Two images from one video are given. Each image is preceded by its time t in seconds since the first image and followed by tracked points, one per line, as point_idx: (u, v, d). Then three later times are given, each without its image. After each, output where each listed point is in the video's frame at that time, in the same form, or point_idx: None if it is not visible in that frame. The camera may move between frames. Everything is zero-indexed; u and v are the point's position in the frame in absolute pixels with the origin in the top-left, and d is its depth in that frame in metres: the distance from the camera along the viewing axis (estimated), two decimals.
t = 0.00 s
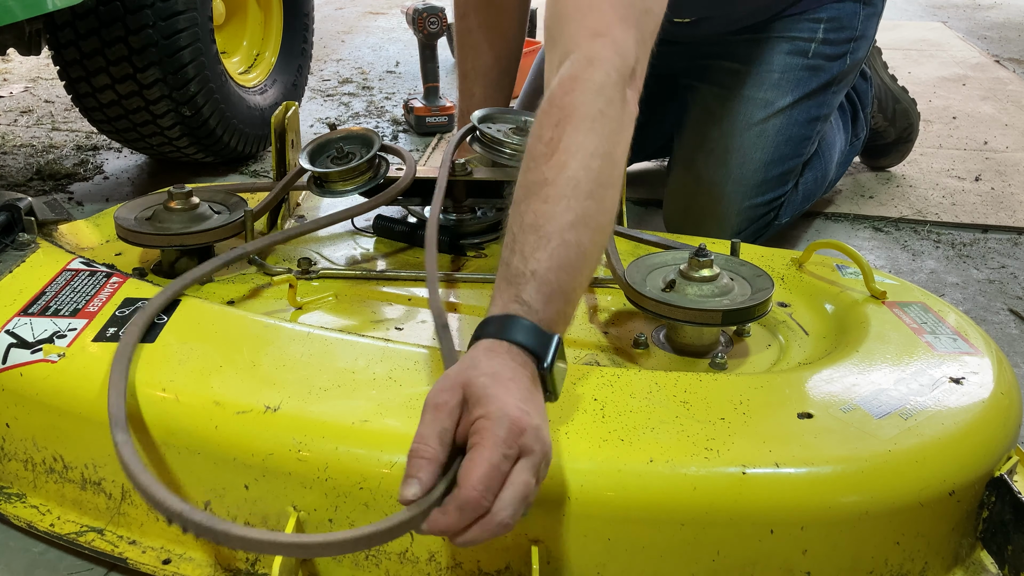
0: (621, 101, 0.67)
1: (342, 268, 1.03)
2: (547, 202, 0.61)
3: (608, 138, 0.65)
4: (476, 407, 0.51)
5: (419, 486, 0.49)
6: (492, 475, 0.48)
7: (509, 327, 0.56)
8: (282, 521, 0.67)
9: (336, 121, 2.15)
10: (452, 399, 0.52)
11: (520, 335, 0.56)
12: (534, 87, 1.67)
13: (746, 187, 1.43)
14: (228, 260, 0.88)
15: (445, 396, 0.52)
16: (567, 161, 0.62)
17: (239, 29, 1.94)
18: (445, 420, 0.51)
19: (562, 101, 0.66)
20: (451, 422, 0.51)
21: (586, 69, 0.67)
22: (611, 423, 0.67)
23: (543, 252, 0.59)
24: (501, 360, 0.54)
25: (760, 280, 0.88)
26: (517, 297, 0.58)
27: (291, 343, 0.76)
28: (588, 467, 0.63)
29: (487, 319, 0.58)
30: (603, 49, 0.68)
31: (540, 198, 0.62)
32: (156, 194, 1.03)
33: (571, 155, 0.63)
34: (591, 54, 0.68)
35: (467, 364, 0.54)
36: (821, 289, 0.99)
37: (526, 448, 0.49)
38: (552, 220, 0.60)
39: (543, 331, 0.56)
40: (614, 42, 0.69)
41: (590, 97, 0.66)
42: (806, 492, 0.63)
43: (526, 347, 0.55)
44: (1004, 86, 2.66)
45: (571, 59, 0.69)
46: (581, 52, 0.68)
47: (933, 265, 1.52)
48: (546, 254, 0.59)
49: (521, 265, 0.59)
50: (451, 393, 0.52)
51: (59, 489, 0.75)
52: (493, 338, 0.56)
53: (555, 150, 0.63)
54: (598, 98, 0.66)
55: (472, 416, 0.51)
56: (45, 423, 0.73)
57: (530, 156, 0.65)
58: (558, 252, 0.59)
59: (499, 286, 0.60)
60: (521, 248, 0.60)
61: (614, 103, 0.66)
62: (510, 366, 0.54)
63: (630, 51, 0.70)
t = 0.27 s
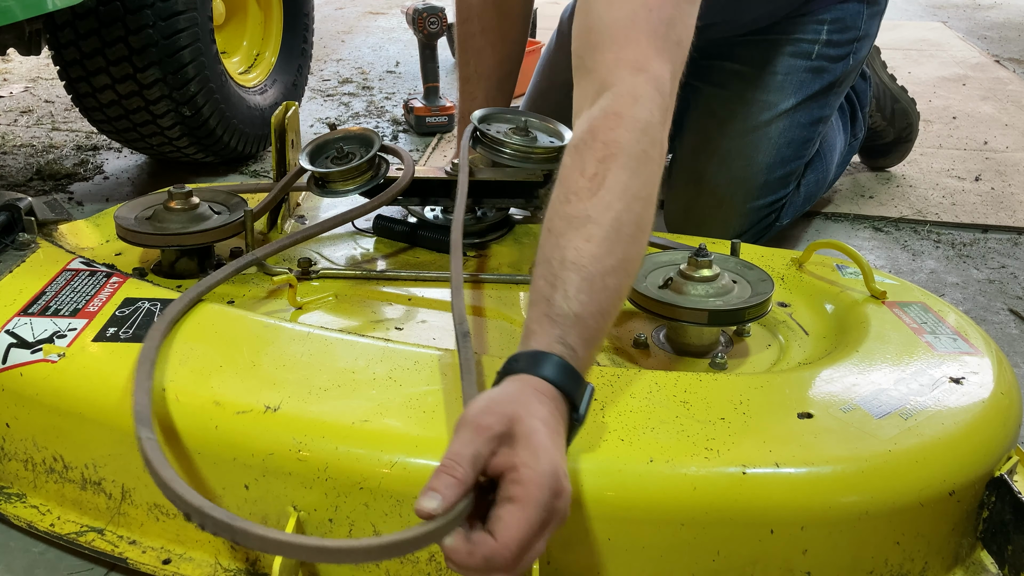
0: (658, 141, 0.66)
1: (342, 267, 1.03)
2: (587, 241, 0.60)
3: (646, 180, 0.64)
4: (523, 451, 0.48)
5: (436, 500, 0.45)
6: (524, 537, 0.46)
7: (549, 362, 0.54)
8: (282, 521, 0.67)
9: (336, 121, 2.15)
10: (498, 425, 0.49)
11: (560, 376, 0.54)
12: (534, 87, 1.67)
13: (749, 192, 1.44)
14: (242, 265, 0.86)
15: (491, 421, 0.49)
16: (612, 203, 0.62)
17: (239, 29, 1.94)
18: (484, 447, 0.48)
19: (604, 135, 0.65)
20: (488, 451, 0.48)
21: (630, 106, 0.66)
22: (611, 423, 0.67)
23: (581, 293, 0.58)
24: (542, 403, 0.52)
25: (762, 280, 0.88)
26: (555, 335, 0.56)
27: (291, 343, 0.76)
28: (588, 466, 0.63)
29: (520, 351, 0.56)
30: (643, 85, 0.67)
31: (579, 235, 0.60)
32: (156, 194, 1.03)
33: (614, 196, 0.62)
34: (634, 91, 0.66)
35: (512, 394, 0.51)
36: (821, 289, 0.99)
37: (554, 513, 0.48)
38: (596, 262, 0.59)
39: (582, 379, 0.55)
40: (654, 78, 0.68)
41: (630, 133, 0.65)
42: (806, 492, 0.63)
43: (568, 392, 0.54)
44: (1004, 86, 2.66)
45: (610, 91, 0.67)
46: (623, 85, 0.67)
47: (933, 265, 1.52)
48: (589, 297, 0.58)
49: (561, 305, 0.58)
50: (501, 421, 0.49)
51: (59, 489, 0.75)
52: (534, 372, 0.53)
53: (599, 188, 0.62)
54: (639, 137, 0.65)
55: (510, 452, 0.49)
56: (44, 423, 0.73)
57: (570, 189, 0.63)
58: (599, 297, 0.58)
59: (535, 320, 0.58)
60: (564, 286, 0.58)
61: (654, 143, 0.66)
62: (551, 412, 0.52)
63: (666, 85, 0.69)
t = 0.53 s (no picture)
0: (655, 160, 0.66)
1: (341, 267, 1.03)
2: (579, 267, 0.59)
3: (642, 201, 0.63)
4: (483, 501, 0.50)
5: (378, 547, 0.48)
6: None
7: (533, 396, 0.55)
8: (283, 521, 0.67)
9: (336, 121, 2.15)
10: (458, 473, 0.51)
11: (545, 409, 0.54)
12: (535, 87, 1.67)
13: (753, 196, 1.46)
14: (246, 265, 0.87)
15: (452, 468, 0.51)
16: (606, 226, 0.61)
17: (239, 29, 1.94)
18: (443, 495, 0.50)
19: (600, 159, 0.65)
20: (445, 498, 0.50)
21: (625, 127, 0.65)
22: (611, 423, 0.67)
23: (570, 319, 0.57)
24: (522, 444, 0.53)
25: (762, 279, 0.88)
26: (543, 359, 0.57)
27: (291, 343, 0.76)
28: (588, 467, 0.63)
29: (511, 379, 0.57)
30: (640, 105, 0.67)
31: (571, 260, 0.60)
32: (156, 194, 1.03)
33: (609, 219, 0.61)
34: (631, 112, 0.66)
35: (490, 435, 0.53)
36: (821, 288, 0.99)
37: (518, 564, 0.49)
38: (587, 286, 0.58)
39: (569, 405, 0.56)
40: (653, 99, 0.68)
41: (625, 154, 0.64)
42: (806, 492, 0.63)
43: (551, 423, 0.55)
44: (1005, 86, 2.66)
45: (607, 113, 0.67)
46: (619, 107, 0.67)
47: (933, 265, 1.52)
48: (578, 323, 0.57)
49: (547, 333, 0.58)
50: (463, 468, 0.51)
51: (59, 489, 0.75)
52: (513, 409, 0.55)
53: (593, 212, 0.62)
54: (635, 158, 0.64)
55: (471, 499, 0.50)
56: (45, 423, 0.73)
57: (565, 215, 0.63)
58: (590, 322, 0.57)
59: (524, 349, 0.59)
60: (552, 312, 0.58)
61: (651, 165, 0.65)
62: (524, 452, 0.53)
63: (666, 105, 0.68)
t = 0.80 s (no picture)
0: (669, 199, 0.68)
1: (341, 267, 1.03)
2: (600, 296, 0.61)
3: (658, 239, 0.66)
4: (567, 514, 0.48)
5: None
6: None
7: (548, 410, 0.54)
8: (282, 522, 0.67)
9: (336, 121, 2.15)
10: (535, 487, 0.48)
11: (560, 424, 0.54)
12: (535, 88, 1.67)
13: (754, 198, 1.47)
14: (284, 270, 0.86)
15: (529, 484, 0.48)
16: (627, 259, 0.63)
17: (239, 28, 1.94)
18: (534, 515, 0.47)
19: (621, 192, 0.66)
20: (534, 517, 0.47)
21: (645, 164, 0.68)
22: (610, 423, 0.67)
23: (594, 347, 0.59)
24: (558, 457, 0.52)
25: (761, 280, 0.88)
26: (561, 382, 0.57)
27: (292, 343, 0.76)
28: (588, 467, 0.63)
29: (521, 392, 0.56)
30: (659, 144, 0.69)
31: (592, 289, 0.61)
32: (156, 194, 1.03)
33: (630, 253, 0.63)
34: (651, 149, 0.68)
35: (531, 453, 0.51)
36: (821, 289, 0.99)
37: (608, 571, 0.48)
38: (607, 317, 0.60)
39: (585, 422, 0.55)
40: (670, 138, 0.70)
41: (645, 192, 0.67)
42: (806, 492, 0.63)
43: (569, 440, 0.54)
44: (1004, 86, 2.66)
45: (625, 145, 0.69)
46: (638, 142, 0.69)
47: (933, 265, 1.52)
48: (596, 353, 0.59)
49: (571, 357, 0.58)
50: (537, 483, 0.48)
51: (59, 489, 0.75)
52: (528, 424, 0.54)
53: (615, 244, 0.63)
54: (654, 197, 0.67)
55: (547, 515, 0.48)
56: (44, 423, 0.73)
57: (584, 240, 0.64)
58: (606, 353, 0.59)
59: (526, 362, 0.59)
60: (573, 338, 0.58)
61: (666, 204, 0.68)
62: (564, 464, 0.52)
63: (678, 144, 0.71)
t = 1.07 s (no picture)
0: (677, 203, 0.69)
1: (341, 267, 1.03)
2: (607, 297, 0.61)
3: (665, 244, 0.66)
4: (586, 493, 0.48)
5: (541, 561, 0.43)
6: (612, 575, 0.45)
7: (551, 406, 0.54)
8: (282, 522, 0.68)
9: (336, 121, 2.15)
10: (556, 471, 0.49)
11: (563, 419, 0.54)
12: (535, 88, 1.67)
13: (755, 199, 1.47)
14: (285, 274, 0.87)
15: (547, 469, 0.48)
16: (634, 263, 0.63)
17: (239, 29, 1.94)
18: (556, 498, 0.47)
19: (629, 195, 0.66)
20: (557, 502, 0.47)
21: (653, 168, 0.68)
22: (610, 423, 0.67)
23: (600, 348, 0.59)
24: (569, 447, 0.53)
25: (762, 283, 0.88)
26: (565, 380, 0.57)
27: (292, 343, 0.76)
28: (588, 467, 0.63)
29: (523, 391, 0.56)
30: (667, 148, 0.69)
31: (599, 291, 0.61)
32: (156, 194, 1.03)
33: (636, 256, 0.64)
34: (658, 154, 0.68)
35: (542, 443, 0.51)
36: (821, 289, 0.99)
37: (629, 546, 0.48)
38: (613, 319, 0.60)
39: (589, 420, 0.55)
40: (677, 142, 0.70)
41: (653, 196, 0.67)
42: (806, 492, 0.63)
43: (574, 434, 0.54)
44: (1005, 86, 2.66)
45: (633, 148, 0.69)
46: (645, 146, 0.69)
47: (933, 265, 1.52)
48: (601, 354, 0.59)
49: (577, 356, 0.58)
50: (556, 468, 0.49)
51: (59, 489, 0.75)
52: (530, 420, 0.54)
53: (622, 247, 0.64)
54: (661, 201, 0.67)
55: (566, 497, 0.48)
56: (45, 423, 0.73)
57: (591, 241, 0.64)
58: (610, 355, 0.60)
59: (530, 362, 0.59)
60: (579, 338, 0.59)
61: (674, 209, 0.68)
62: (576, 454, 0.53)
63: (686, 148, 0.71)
